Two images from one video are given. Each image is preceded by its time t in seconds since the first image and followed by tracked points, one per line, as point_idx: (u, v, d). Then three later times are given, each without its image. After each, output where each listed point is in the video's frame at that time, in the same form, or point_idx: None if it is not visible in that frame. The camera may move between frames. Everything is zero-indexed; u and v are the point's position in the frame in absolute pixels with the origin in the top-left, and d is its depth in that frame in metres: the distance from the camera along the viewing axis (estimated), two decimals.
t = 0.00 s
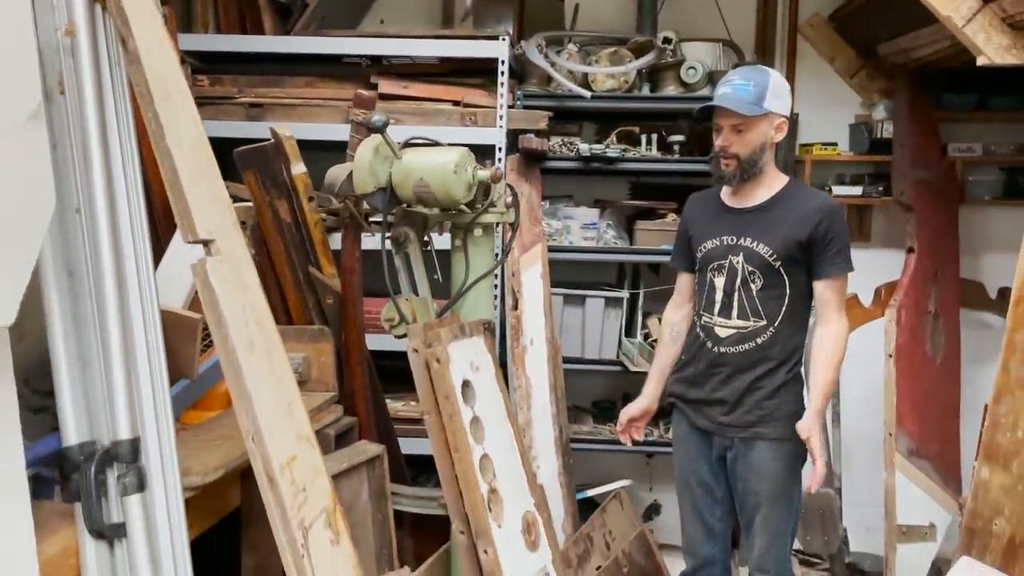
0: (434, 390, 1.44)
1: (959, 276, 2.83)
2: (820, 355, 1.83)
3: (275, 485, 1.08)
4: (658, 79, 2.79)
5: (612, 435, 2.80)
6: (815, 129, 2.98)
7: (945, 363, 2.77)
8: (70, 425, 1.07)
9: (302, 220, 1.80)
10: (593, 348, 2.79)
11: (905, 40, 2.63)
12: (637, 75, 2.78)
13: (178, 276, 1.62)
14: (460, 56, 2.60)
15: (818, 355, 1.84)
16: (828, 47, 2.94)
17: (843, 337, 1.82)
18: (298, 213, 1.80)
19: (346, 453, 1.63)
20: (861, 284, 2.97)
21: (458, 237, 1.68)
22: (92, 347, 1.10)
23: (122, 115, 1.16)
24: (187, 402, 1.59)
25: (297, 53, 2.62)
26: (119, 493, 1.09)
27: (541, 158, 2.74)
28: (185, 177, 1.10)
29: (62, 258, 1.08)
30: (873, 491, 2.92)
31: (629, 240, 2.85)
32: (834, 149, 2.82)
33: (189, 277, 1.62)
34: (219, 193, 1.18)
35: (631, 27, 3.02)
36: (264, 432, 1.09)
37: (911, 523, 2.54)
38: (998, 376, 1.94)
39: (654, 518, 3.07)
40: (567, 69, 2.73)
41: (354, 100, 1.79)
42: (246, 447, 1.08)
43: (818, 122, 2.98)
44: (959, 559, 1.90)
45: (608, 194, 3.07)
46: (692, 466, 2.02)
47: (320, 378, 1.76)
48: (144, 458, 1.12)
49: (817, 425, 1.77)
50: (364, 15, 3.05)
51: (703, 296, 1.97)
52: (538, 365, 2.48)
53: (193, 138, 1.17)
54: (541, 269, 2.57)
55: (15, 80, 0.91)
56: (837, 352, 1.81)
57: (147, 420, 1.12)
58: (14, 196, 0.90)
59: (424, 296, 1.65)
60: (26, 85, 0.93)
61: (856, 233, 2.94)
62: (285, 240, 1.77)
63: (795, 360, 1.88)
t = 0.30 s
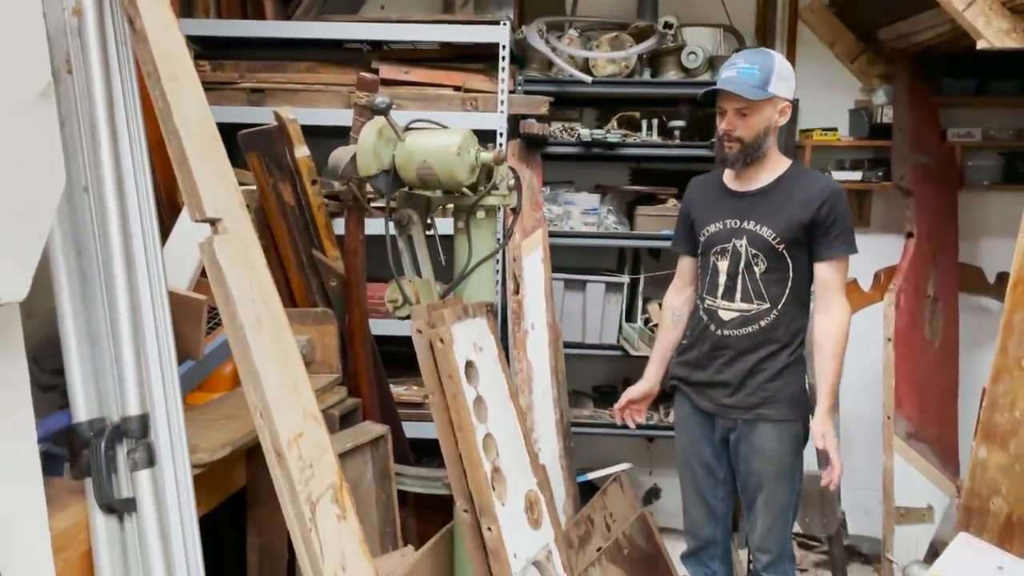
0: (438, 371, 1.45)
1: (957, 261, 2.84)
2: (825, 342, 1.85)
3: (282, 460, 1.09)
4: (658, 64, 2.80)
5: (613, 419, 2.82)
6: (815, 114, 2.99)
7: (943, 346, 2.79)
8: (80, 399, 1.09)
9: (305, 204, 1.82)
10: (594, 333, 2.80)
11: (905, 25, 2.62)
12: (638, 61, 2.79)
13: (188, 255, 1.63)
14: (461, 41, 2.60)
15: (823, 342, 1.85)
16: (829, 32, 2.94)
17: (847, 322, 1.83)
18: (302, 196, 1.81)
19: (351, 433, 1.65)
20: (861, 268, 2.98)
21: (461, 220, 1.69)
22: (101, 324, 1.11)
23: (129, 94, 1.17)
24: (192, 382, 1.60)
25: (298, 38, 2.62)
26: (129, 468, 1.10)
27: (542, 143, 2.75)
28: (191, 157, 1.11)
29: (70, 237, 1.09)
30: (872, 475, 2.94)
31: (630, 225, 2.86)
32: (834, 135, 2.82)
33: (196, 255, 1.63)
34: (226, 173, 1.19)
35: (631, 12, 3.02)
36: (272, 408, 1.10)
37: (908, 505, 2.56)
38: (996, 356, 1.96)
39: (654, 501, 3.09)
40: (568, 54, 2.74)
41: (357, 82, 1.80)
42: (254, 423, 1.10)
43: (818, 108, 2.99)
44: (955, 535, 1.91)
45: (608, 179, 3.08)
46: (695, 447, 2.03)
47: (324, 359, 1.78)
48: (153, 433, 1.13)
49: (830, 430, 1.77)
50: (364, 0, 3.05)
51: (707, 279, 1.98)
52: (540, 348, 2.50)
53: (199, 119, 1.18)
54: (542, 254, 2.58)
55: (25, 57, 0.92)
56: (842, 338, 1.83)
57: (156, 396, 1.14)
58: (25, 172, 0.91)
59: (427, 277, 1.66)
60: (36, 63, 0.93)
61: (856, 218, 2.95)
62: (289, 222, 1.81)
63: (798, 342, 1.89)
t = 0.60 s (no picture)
0: (440, 349, 1.46)
1: (957, 243, 2.85)
2: (827, 323, 1.85)
3: (289, 434, 1.11)
4: (659, 46, 2.79)
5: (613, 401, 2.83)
6: (815, 97, 2.99)
7: (942, 328, 2.80)
8: (88, 375, 1.09)
9: (307, 183, 1.85)
10: (594, 315, 2.82)
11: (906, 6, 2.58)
12: (638, 43, 2.78)
13: (193, 233, 1.63)
14: (461, 23, 2.59)
15: (824, 322, 1.85)
16: (830, 14, 2.93)
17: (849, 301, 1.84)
18: (304, 176, 1.84)
19: (354, 412, 1.66)
20: (861, 251, 2.99)
21: (463, 199, 1.69)
22: (108, 300, 1.12)
23: (133, 72, 1.18)
24: (197, 360, 1.61)
25: (298, 20, 2.62)
26: (136, 442, 1.11)
27: (543, 126, 2.75)
28: (197, 134, 1.12)
29: (76, 214, 1.10)
30: (870, 455, 2.97)
31: (630, 207, 2.86)
32: (834, 117, 2.83)
33: (201, 233, 1.62)
34: (230, 150, 1.20)
35: None
36: (278, 382, 1.12)
37: (907, 484, 2.57)
38: (994, 335, 1.98)
39: (654, 483, 3.11)
40: (568, 36, 2.74)
41: (359, 62, 1.81)
42: (260, 397, 1.11)
43: (818, 91, 2.98)
44: (953, 509, 1.93)
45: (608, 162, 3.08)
46: (697, 427, 2.04)
47: (327, 339, 1.79)
48: (160, 408, 1.14)
49: (827, 405, 1.78)
50: None
51: (709, 260, 1.99)
52: (541, 330, 2.51)
53: (202, 96, 1.18)
54: (543, 236, 2.59)
55: (31, 33, 0.92)
56: (843, 317, 1.83)
57: (162, 371, 1.15)
58: (32, 147, 0.92)
59: (430, 256, 1.66)
60: (41, 38, 0.94)
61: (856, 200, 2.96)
62: (291, 202, 1.82)
63: (800, 322, 1.91)
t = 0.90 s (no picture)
0: (441, 327, 1.47)
1: (956, 223, 2.86)
2: (825, 299, 1.85)
3: (291, 407, 1.11)
4: (659, 26, 2.78)
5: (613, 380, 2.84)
6: (815, 76, 2.98)
7: (940, 308, 2.82)
8: (91, 349, 1.11)
9: (308, 162, 1.85)
10: (594, 296, 2.82)
11: None
12: (639, 22, 2.77)
13: (194, 211, 1.63)
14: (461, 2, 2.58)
15: (823, 298, 1.85)
16: None
17: (848, 280, 1.84)
18: (304, 154, 1.84)
19: (355, 389, 1.68)
20: (860, 231, 2.99)
21: (463, 177, 1.69)
22: (111, 274, 1.13)
23: (134, 46, 1.17)
24: (199, 337, 1.62)
25: None
26: (141, 416, 1.12)
27: (543, 106, 2.74)
28: (198, 107, 1.12)
29: (79, 189, 1.11)
30: (867, 434, 2.98)
31: (630, 188, 2.86)
32: (835, 97, 2.82)
33: (202, 210, 1.63)
34: (231, 124, 1.20)
35: None
36: (281, 355, 1.12)
37: (904, 463, 2.58)
38: (992, 312, 1.99)
39: (653, 462, 3.13)
40: (569, 15, 2.73)
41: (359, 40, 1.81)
42: (263, 370, 1.12)
43: (818, 71, 2.98)
44: (950, 485, 1.99)
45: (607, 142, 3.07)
46: (697, 405, 2.05)
47: (327, 318, 1.80)
48: (164, 381, 1.15)
49: (824, 386, 1.80)
50: None
51: (710, 239, 1.99)
52: (540, 309, 2.51)
53: (204, 70, 1.18)
54: (542, 217, 2.59)
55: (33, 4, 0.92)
56: (842, 294, 1.83)
57: (166, 344, 1.15)
58: (34, 120, 0.92)
59: (430, 234, 1.65)
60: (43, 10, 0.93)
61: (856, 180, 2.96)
62: (292, 180, 1.82)
63: (801, 300, 1.92)
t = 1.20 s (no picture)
0: (438, 309, 1.47)
1: (953, 205, 2.86)
2: (826, 280, 1.86)
3: (288, 387, 1.12)
4: (659, 6, 2.76)
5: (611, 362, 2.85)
6: (815, 58, 2.97)
7: (937, 289, 2.82)
8: (89, 329, 1.11)
9: (305, 144, 1.85)
10: (592, 278, 2.83)
11: None
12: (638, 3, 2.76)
13: (191, 193, 1.63)
14: None
15: (824, 280, 1.85)
16: None
17: (848, 261, 1.84)
18: (301, 137, 1.84)
19: (354, 370, 1.69)
20: (859, 213, 2.99)
21: (460, 159, 1.69)
22: (107, 255, 1.13)
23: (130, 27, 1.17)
24: (197, 319, 1.62)
25: None
26: (139, 396, 1.12)
27: (541, 87, 2.73)
28: (193, 88, 1.12)
29: (75, 169, 1.11)
30: (864, 416, 3.00)
31: (628, 170, 2.86)
32: (834, 78, 2.81)
33: (199, 192, 1.63)
34: (227, 105, 1.20)
35: None
36: (278, 336, 1.13)
37: (900, 444, 2.56)
38: (989, 293, 1.99)
39: (650, 444, 3.15)
40: None
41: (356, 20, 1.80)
42: (260, 350, 1.12)
43: (818, 52, 2.96)
44: (943, 465, 2.00)
45: (606, 123, 3.06)
46: (696, 387, 2.06)
47: (325, 300, 1.80)
48: (161, 362, 1.15)
49: (825, 365, 1.79)
50: None
51: (710, 222, 1.99)
52: (538, 292, 2.51)
53: (200, 51, 1.18)
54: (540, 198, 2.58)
55: None
56: (843, 276, 1.84)
57: (163, 325, 1.16)
58: (29, 99, 0.92)
59: (427, 215, 1.66)
60: None
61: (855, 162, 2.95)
62: (289, 161, 1.82)
63: (801, 282, 1.92)
